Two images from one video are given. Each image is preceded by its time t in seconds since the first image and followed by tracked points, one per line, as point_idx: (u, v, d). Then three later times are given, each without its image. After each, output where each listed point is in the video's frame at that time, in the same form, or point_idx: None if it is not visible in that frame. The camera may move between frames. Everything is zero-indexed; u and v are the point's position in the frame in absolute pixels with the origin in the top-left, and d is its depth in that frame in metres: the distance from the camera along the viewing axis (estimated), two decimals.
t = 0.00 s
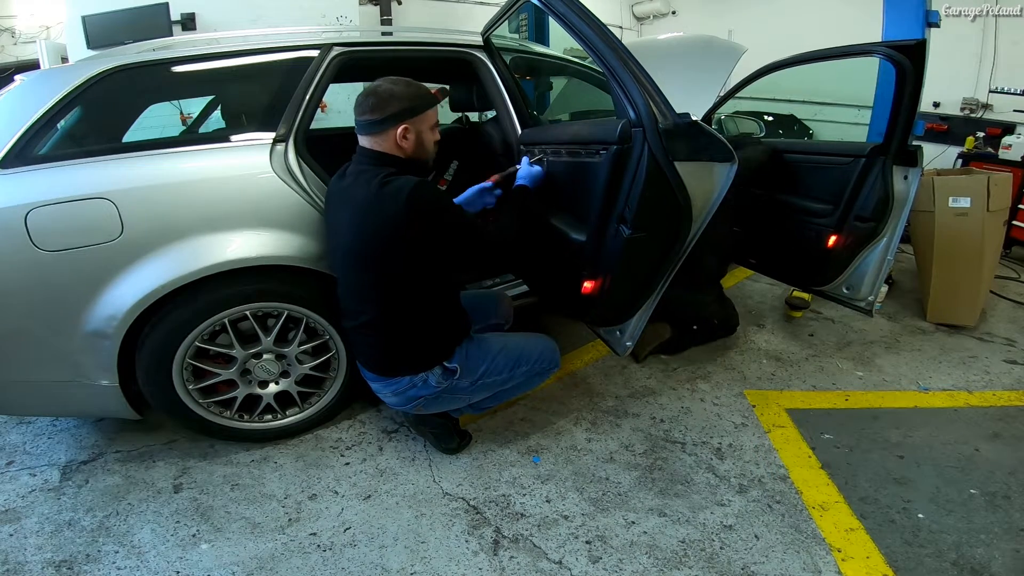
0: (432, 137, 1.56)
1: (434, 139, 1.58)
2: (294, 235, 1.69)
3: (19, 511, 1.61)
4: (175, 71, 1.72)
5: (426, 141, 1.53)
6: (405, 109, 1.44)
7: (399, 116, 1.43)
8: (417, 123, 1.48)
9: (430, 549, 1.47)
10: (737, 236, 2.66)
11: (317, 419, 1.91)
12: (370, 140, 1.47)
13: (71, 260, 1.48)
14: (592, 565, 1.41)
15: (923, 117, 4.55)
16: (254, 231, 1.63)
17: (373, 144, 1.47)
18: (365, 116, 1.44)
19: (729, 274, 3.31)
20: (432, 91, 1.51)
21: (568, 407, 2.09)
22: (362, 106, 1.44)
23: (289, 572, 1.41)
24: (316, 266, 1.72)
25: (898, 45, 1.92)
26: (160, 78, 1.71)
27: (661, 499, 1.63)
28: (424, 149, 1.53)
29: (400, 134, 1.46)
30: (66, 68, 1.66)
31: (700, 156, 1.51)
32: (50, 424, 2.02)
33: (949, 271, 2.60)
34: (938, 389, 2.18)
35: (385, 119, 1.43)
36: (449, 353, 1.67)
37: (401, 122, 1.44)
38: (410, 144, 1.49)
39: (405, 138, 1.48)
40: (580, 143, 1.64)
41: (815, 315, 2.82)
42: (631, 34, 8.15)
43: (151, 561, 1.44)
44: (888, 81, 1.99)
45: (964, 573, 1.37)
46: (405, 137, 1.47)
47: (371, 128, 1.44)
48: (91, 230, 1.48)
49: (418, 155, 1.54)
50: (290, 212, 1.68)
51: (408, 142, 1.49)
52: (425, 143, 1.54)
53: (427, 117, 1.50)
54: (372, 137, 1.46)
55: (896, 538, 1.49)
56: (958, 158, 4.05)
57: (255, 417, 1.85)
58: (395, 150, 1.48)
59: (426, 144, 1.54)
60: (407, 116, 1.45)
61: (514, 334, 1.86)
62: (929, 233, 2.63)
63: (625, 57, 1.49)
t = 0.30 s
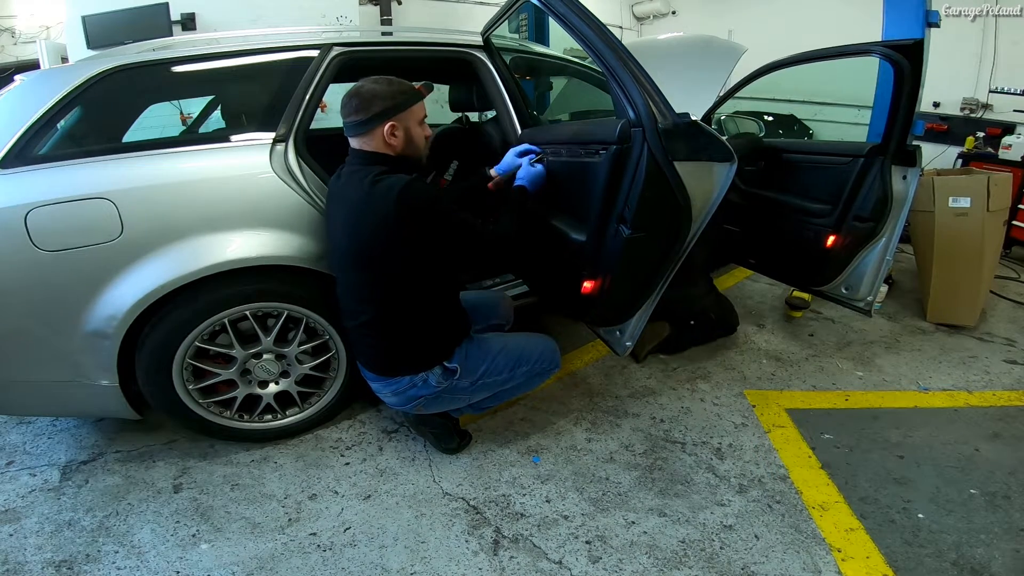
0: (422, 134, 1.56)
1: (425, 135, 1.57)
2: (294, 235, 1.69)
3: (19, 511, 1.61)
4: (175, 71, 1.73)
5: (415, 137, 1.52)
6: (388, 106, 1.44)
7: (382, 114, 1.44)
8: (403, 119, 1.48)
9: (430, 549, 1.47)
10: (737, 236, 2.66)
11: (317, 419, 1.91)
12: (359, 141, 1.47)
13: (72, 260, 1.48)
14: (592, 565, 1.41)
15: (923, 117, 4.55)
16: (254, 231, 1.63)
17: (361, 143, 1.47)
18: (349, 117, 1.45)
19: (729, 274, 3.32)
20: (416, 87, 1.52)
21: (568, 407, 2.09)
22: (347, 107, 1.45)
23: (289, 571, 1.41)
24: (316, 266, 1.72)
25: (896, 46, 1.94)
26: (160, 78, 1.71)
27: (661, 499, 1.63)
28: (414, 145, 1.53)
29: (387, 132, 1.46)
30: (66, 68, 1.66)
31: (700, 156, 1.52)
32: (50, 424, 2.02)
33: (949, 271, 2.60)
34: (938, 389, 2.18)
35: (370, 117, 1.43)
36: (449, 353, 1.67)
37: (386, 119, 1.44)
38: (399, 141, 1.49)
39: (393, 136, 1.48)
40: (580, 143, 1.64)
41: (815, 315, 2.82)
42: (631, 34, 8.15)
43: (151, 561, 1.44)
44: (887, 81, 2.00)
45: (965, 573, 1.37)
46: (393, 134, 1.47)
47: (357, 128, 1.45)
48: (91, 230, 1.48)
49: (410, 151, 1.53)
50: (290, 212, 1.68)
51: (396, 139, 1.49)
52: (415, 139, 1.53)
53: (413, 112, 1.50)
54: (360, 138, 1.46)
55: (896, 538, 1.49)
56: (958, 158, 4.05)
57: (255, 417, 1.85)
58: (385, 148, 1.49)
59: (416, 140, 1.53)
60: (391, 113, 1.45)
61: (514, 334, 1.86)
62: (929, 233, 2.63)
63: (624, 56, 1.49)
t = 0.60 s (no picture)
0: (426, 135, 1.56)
1: (429, 136, 1.57)
2: (294, 235, 1.69)
3: (19, 511, 1.61)
4: (175, 71, 1.73)
5: (419, 137, 1.53)
6: (393, 107, 1.44)
7: (388, 114, 1.44)
8: (408, 120, 1.48)
9: (430, 549, 1.47)
10: (737, 236, 2.66)
11: (317, 419, 1.91)
12: (363, 141, 1.47)
13: (72, 261, 1.48)
14: (592, 565, 1.41)
15: (923, 117, 4.55)
16: (254, 231, 1.63)
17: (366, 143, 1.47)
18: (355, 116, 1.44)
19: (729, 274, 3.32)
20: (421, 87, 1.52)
21: (568, 407, 2.09)
22: (352, 107, 1.45)
23: (289, 572, 1.41)
24: (316, 266, 1.72)
25: (896, 46, 1.94)
26: (160, 78, 1.71)
27: (661, 499, 1.63)
28: (418, 146, 1.53)
29: (392, 133, 1.46)
30: (67, 68, 1.66)
31: (700, 156, 1.52)
32: (50, 424, 2.02)
33: (949, 272, 2.60)
34: (938, 389, 2.18)
35: (376, 118, 1.43)
36: (449, 354, 1.67)
37: (392, 120, 1.45)
38: (402, 142, 1.49)
39: (397, 136, 1.48)
40: (580, 143, 1.64)
41: (815, 315, 2.82)
42: (631, 34, 8.15)
43: (151, 561, 1.44)
44: (887, 81, 2.00)
45: (965, 573, 1.37)
46: (397, 135, 1.47)
47: (361, 128, 1.44)
48: (91, 230, 1.48)
49: (413, 151, 1.53)
50: (290, 212, 1.68)
51: (400, 140, 1.49)
52: (418, 140, 1.53)
53: (417, 113, 1.50)
54: (364, 138, 1.46)
55: (896, 538, 1.49)
56: (958, 158, 4.05)
57: (255, 417, 1.85)
58: (389, 149, 1.49)
59: (419, 141, 1.53)
60: (396, 113, 1.45)
61: (514, 335, 1.86)
62: (929, 233, 2.63)
63: (624, 56, 1.49)
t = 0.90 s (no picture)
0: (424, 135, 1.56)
1: (428, 136, 1.57)
2: (294, 235, 1.69)
3: (19, 511, 1.61)
4: (175, 71, 1.73)
5: (418, 138, 1.52)
6: (390, 108, 1.44)
7: (386, 116, 1.44)
8: (405, 121, 1.48)
9: (430, 549, 1.47)
10: (737, 235, 2.66)
11: (317, 419, 1.91)
12: (361, 142, 1.47)
13: (72, 261, 1.48)
14: (592, 565, 1.41)
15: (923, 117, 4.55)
16: (254, 231, 1.63)
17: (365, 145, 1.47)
18: (352, 119, 1.44)
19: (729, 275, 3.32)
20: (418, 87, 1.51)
21: (568, 407, 2.09)
22: (350, 108, 1.45)
23: (289, 571, 1.41)
24: (316, 266, 1.72)
25: (896, 46, 1.94)
26: (159, 78, 1.71)
27: (661, 499, 1.63)
28: (416, 146, 1.53)
29: (390, 135, 1.46)
30: (67, 68, 1.66)
31: (699, 156, 1.52)
32: (50, 424, 2.02)
33: (949, 271, 2.59)
34: (938, 389, 2.18)
35: (373, 120, 1.43)
36: (449, 353, 1.67)
37: (389, 122, 1.45)
38: (401, 143, 1.49)
39: (395, 138, 1.48)
40: (580, 143, 1.64)
41: (815, 315, 2.82)
42: (631, 34, 8.15)
43: (151, 561, 1.44)
44: (887, 81, 2.00)
45: (964, 573, 1.37)
46: (395, 136, 1.47)
47: (359, 130, 1.45)
48: (91, 230, 1.48)
49: (411, 152, 1.54)
50: (290, 212, 1.68)
51: (398, 141, 1.49)
52: (416, 140, 1.53)
53: (415, 114, 1.49)
54: (363, 139, 1.46)
55: (896, 538, 1.49)
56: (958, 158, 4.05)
57: (255, 417, 1.85)
58: (387, 150, 1.49)
59: (417, 142, 1.53)
60: (394, 115, 1.45)
61: (514, 335, 1.86)
62: (929, 233, 2.63)
63: (624, 56, 1.49)
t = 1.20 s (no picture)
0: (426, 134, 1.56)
1: (429, 135, 1.57)
2: (294, 235, 1.69)
3: (19, 511, 1.61)
4: (176, 71, 1.73)
5: (419, 136, 1.52)
6: (391, 107, 1.44)
7: (386, 115, 1.44)
8: (406, 120, 1.48)
9: (430, 549, 1.47)
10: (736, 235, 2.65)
11: (317, 419, 1.91)
12: (364, 142, 1.47)
13: (72, 261, 1.48)
14: (592, 565, 1.42)
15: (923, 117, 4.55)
16: (254, 231, 1.63)
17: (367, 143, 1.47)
18: (354, 117, 1.44)
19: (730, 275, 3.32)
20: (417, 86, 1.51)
21: (568, 407, 2.09)
22: (351, 108, 1.45)
23: (289, 572, 1.41)
24: (316, 266, 1.72)
25: (896, 46, 1.94)
26: (159, 78, 1.71)
27: (661, 499, 1.63)
28: (417, 145, 1.53)
29: (392, 133, 1.46)
30: (66, 68, 1.66)
31: (699, 155, 1.52)
32: (50, 424, 2.02)
33: (948, 271, 2.59)
34: (938, 389, 2.18)
35: (374, 119, 1.43)
36: (450, 353, 1.67)
37: (391, 120, 1.45)
38: (403, 141, 1.49)
39: (398, 136, 1.48)
40: (580, 143, 1.64)
41: (815, 315, 2.82)
42: (631, 34, 8.15)
43: (151, 561, 1.44)
44: (886, 81, 2.00)
45: (965, 573, 1.37)
46: (396, 134, 1.47)
47: (360, 129, 1.45)
48: (91, 230, 1.48)
49: (413, 151, 1.53)
50: (290, 212, 1.68)
51: (400, 139, 1.49)
52: (417, 139, 1.53)
53: (415, 112, 1.49)
54: (365, 138, 1.46)
55: (896, 538, 1.49)
56: (958, 158, 4.05)
57: (255, 417, 1.85)
58: (390, 149, 1.48)
59: (419, 140, 1.53)
60: (394, 113, 1.45)
61: (514, 335, 1.87)
62: (929, 233, 2.63)
63: (624, 56, 1.49)
